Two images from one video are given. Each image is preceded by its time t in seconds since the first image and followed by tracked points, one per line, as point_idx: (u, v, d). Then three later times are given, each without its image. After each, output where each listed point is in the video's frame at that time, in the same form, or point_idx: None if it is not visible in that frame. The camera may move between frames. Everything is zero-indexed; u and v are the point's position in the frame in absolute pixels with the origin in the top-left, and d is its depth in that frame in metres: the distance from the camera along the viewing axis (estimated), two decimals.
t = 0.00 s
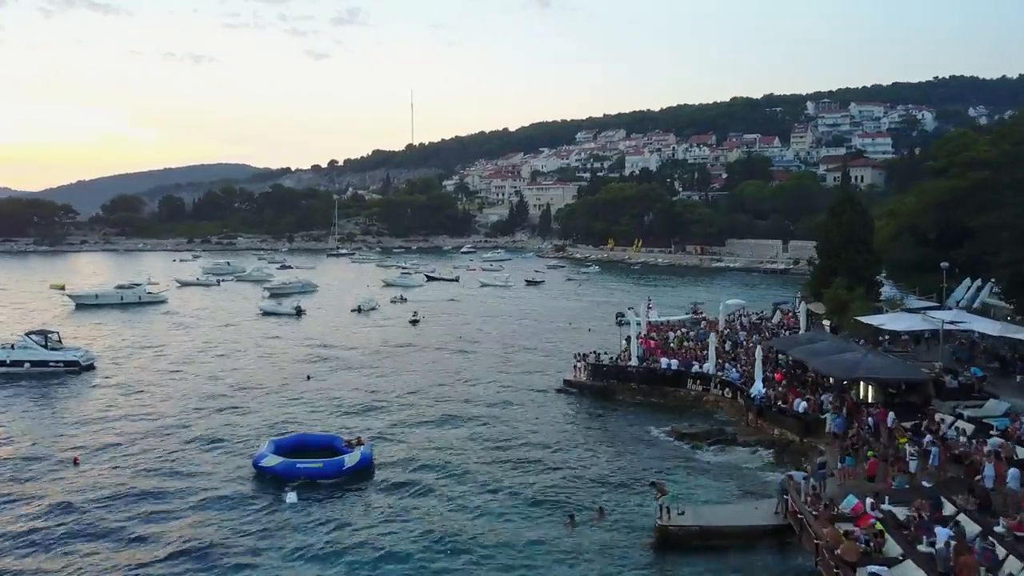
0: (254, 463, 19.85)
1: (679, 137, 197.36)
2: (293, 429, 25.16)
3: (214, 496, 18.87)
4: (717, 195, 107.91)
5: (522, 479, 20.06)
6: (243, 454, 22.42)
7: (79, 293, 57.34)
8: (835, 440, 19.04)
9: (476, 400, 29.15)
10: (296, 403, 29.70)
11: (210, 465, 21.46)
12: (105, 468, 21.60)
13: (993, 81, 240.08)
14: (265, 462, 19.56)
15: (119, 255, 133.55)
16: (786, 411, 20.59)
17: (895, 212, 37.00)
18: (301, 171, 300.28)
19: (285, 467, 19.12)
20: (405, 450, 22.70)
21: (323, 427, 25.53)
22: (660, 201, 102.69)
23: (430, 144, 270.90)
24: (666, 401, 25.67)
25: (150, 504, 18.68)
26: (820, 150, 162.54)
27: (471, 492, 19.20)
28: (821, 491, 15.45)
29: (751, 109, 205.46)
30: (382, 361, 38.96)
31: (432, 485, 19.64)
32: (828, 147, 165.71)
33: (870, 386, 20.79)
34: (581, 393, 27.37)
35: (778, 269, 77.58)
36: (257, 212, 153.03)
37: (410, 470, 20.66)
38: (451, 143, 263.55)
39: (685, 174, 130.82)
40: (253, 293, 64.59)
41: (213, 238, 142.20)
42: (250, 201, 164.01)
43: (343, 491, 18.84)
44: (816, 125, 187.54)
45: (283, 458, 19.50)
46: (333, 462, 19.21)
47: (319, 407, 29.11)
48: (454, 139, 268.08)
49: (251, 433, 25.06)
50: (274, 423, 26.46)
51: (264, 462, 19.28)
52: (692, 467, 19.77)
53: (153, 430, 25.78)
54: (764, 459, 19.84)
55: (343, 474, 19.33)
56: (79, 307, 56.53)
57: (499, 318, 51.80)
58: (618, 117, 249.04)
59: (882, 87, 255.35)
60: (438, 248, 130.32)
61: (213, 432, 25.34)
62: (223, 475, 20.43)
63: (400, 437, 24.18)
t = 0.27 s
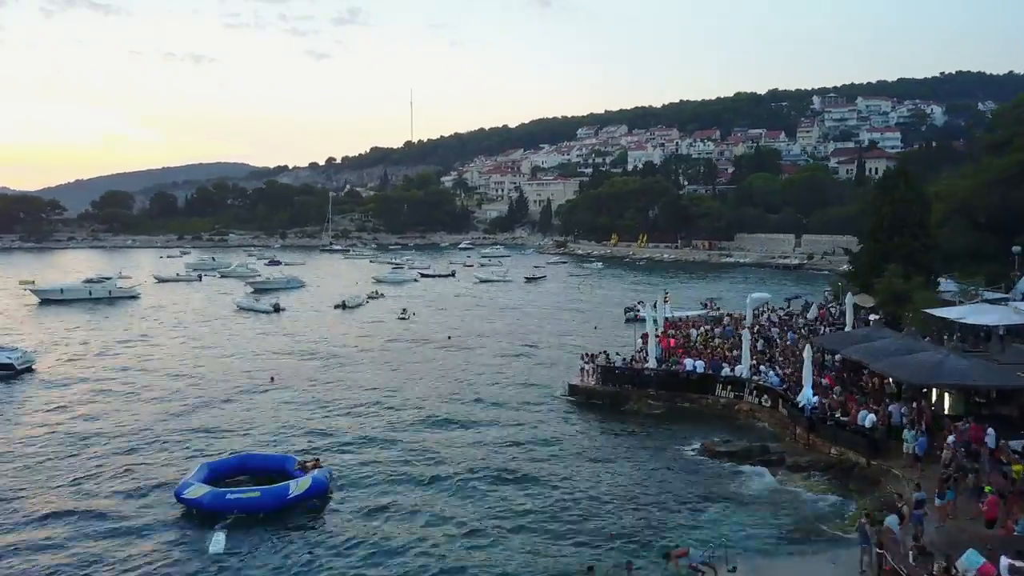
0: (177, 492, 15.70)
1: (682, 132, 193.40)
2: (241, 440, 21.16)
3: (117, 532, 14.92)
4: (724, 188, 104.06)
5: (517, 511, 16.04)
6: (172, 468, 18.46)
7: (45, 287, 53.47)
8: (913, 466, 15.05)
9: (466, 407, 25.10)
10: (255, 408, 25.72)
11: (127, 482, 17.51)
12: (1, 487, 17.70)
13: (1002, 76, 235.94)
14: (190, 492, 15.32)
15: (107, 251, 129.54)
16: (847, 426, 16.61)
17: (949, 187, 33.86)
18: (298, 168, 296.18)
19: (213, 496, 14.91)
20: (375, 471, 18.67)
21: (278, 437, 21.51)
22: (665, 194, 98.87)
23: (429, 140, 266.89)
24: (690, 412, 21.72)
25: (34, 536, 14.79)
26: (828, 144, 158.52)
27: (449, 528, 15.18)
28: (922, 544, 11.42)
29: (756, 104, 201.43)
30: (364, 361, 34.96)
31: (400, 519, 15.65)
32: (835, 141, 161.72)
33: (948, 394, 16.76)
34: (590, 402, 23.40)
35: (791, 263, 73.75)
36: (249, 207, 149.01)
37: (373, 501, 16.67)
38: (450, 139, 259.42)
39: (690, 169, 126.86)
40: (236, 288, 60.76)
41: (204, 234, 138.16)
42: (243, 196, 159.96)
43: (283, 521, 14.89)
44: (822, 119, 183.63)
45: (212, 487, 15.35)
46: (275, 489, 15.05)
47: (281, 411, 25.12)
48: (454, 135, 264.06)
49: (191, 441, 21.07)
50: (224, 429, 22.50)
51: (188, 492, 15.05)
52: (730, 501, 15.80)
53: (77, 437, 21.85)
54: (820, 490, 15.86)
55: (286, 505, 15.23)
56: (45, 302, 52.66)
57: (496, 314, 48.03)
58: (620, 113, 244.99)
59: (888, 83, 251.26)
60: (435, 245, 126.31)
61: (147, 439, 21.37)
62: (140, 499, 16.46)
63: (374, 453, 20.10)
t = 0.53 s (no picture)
0: (135, 511, 14.04)
1: (683, 130, 191.64)
2: (213, 447, 19.54)
3: (60, 555, 13.31)
4: (728, 186, 102.48)
5: (514, 532, 14.41)
6: (133, 478, 16.84)
7: (28, 285, 51.91)
8: (958, 482, 13.44)
9: (459, 411, 23.49)
10: (234, 412, 24.09)
11: (82, 495, 15.91)
12: None
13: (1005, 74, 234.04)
14: (150, 512, 13.66)
15: (102, 249, 127.97)
16: (881, 436, 14.98)
17: (980, 180, 32.88)
18: (296, 168, 294.23)
19: (172, 515, 13.29)
20: (359, 482, 17.05)
21: (254, 444, 19.88)
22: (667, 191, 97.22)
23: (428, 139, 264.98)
24: (703, 418, 20.12)
25: None
26: (831, 142, 156.87)
27: (435, 552, 13.56)
28: None
29: (758, 101, 199.69)
30: (355, 361, 33.35)
31: (380, 540, 14.06)
32: (838, 139, 160.11)
33: (992, 402, 15.16)
34: (594, 407, 21.79)
35: (796, 263, 72.13)
36: (245, 206, 147.17)
37: (354, 519, 15.08)
38: (450, 137, 257.73)
39: (692, 167, 125.20)
40: (227, 287, 59.17)
41: (200, 233, 136.36)
42: (240, 195, 158.14)
43: (247, 542, 13.30)
44: (825, 117, 181.94)
45: (173, 505, 13.74)
46: (243, 510, 13.40)
47: (262, 416, 23.48)
48: (453, 134, 262.26)
49: (158, 449, 19.44)
50: (197, 435, 20.86)
51: (146, 514, 13.43)
52: (752, 522, 14.19)
53: (38, 443, 20.25)
54: (853, 509, 14.24)
55: (256, 526, 13.62)
56: (29, 300, 51.09)
57: (495, 314, 46.46)
58: (620, 111, 243.27)
59: (890, 80, 249.46)
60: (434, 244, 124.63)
61: (114, 446, 19.78)
62: (93, 515, 14.86)
63: (357, 462, 18.45)
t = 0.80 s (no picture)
0: (96, 531, 12.84)
1: (685, 129, 190.41)
2: (190, 455, 18.36)
3: None
4: (730, 184, 101.34)
5: (512, 551, 13.23)
6: (101, 490, 15.62)
7: (15, 285, 50.73)
8: (999, 499, 12.26)
9: (456, 416, 22.32)
10: (217, 416, 22.91)
11: (47, 510, 14.70)
12: None
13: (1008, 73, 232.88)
14: (112, 534, 12.46)
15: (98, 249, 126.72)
16: (912, 448, 13.74)
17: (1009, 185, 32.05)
18: (295, 167, 292.72)
19: (135, 539, 12.09)
20: (344, 495, 15.83)
21: (236, 452, 18.66)
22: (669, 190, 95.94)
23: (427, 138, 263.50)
24: (715, 426, 18.94)
25: None
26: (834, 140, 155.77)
27: None
28: None
29: (760, 100, 198.49)
30: (348, 363, 32.21)
31: (365, 561, 12.88)
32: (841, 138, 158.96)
33: None
34: (599, 413, 20.61)
35: (800, 262, 70.93)
36: (243, 205, 145.69)
37: (342, 536, 13.88)
38: (449, 137, 256.43)
39: (694, 166, 123.95)
40: (221, 287, 57.87)
41: (197, 233, 134.87)
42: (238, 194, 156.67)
43: (219, 568, 12.13)
44: (828, 116, 180.85)
45: (137, 527, 12.54)
46: (214, 533, 12.20)
47: (247, 419, 22.35)
48: (453, 133, 260.86)
49: (131, 456, 18.25)
50: (176, 442, 19.66)
51: (107, 537, 12.23)
52: (770, 543, 13.00)
53: (11, 451, 19.06)
54: (882, 529, 13.04)
55: (227, 550, 12.42)
56: (17, 300, 49.76)
57: (494, 315, 45.27)
58: (621, 110, 242.09)
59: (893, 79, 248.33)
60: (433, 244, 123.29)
61: (90, 454, 18.59)
62: (53, 531, 13.69)
63: (345, 472, 17.28)
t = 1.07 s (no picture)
0: (52, 556, 11.64)
1: (686, 128, 189.22)
2: (167, 465, 17.18)
3: None
4: (733, 183, 100.22)
5: None
6: (68, 506, 14.50)
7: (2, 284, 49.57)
8: None
9: (454, 421, 21.23)
10: (199, 421, 21.75)
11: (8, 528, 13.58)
12: None
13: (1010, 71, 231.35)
14: (66, 561, 11.25)
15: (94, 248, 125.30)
16: (947, 463, 12.59)
17: None
18: (294, 167, 291.38)
19: (92, 566, 10.92)
20: (328, 510, 14.65)
21: (215, 462, 17.47)
22: (671, 188, 94.75)
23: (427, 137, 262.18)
24: (726, 434, 17.81)
25: None
26: (837, 139, 154.57)
27: None
28: None
29: (762, 99, 197.31)
30: (341, 365, 31.04)
31: None
32: (843, 137, 157.80)
33: None
34: (603, 421, 19.42)
35: (804, 262, 69.85)
36: (240, 204, 144.42)
37: (325, 557, 12.72)
38: (449, 135, 255.17)
39: (695, 165, 122.75)
40: (214, 287, 56.71)
41: (193, 233, 133.59)
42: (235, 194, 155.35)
43: None
44: (830, 115, 179.69)
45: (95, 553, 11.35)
46: (179, 561, 11.02)
47: (229, 425, 21.19)
48: (453, 133, 259.58)
49: (102, 467, 17.06)
50: (152, 450, 18.49)
51: (61, 565, 11.03)
52: (793, 568, 11.86)
53: None
54: (916, 554, 11.91)
55: None
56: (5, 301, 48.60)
57: (494, 315, 44.18)
58: (621, 109, 240.90)
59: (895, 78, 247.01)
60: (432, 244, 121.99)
61: (63, 463, 17.46)
62: (6, 553, 12.51)
63: (332, 483, 16.10)
